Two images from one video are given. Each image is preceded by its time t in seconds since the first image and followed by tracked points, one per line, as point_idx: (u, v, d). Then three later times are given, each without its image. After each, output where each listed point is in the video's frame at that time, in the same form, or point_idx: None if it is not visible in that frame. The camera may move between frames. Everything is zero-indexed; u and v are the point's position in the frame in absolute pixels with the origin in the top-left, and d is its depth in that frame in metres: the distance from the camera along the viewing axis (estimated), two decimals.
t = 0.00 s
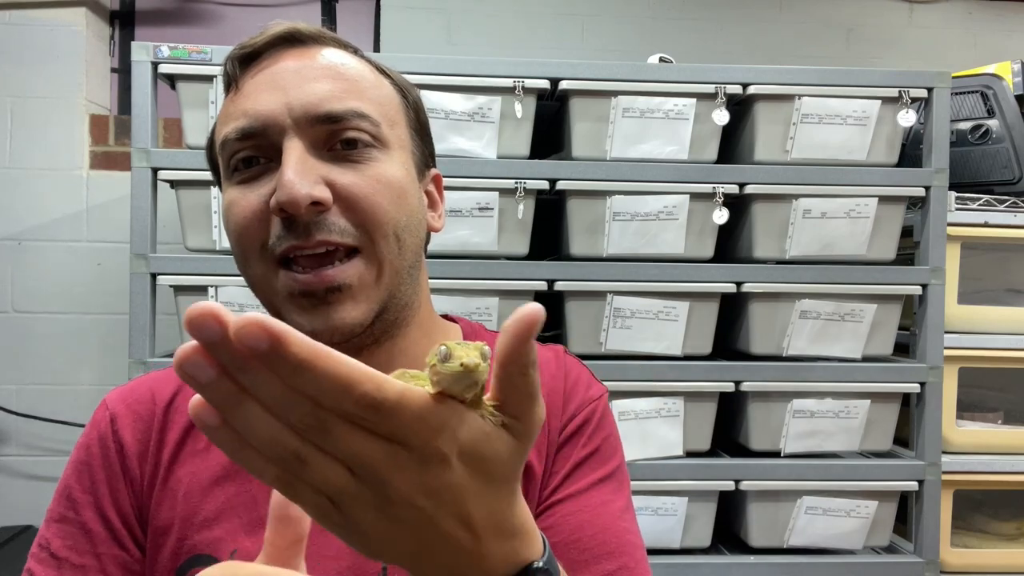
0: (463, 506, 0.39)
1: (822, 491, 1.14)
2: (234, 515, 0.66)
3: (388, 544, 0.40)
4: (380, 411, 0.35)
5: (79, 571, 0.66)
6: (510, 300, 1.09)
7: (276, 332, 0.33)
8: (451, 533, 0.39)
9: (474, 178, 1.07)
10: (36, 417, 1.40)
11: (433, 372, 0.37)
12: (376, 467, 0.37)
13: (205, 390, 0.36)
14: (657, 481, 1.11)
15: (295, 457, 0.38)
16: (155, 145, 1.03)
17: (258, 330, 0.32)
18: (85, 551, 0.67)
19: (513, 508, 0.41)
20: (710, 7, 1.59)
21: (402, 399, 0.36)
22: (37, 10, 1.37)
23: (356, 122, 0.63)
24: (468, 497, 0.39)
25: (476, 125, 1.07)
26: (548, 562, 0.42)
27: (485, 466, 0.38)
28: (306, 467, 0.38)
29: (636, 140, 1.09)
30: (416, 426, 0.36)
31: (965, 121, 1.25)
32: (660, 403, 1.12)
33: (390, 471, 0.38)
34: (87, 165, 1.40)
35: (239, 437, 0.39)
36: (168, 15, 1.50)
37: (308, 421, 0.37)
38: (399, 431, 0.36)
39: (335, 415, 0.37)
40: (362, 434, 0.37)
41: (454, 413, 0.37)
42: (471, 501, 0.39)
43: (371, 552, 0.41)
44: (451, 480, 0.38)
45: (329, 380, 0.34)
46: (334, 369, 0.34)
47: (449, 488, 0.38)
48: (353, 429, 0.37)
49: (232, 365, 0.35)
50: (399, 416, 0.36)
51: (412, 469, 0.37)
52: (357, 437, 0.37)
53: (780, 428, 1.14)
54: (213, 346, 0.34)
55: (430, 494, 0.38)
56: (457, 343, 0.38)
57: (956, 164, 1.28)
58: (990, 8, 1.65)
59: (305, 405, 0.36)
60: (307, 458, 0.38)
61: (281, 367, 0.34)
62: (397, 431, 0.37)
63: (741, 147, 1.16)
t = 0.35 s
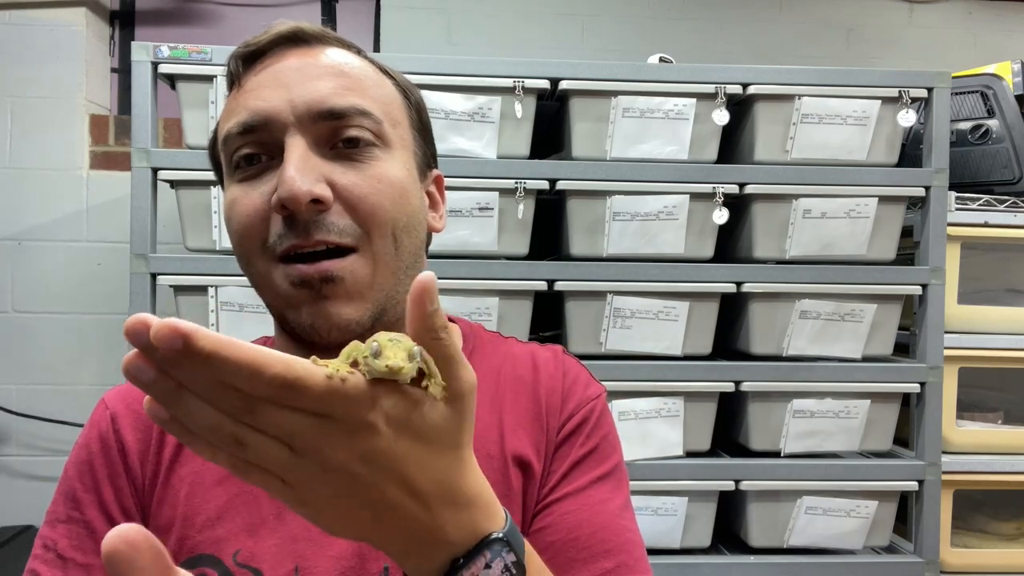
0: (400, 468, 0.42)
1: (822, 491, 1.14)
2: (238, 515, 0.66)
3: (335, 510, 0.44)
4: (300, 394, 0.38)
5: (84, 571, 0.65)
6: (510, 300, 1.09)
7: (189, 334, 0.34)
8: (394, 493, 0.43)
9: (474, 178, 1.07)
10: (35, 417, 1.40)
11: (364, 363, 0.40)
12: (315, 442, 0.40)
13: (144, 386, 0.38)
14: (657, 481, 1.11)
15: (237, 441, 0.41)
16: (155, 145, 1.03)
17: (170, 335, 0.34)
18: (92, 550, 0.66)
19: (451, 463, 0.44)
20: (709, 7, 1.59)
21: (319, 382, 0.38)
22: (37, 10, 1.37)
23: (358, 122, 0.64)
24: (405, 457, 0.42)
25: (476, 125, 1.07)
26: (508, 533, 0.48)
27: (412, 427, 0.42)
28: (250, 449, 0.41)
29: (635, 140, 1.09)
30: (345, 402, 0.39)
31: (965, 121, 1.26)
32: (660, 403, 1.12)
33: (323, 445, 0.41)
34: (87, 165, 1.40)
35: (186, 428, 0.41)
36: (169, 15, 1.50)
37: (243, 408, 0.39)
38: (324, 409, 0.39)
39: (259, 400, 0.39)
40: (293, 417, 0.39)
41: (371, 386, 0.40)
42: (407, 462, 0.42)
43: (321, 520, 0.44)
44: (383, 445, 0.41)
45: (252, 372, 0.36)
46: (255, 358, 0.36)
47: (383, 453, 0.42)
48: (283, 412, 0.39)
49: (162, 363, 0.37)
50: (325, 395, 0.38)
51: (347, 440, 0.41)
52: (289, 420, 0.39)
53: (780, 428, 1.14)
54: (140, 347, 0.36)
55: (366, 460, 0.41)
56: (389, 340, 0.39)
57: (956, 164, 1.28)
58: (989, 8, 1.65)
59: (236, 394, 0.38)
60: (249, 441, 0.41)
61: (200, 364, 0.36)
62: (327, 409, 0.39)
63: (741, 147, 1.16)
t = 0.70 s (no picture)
0: (351, 479, 0.45)
1: (822, 491, 1.14)
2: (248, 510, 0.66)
3: (299, 522, 0.47)
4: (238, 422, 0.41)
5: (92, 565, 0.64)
6: (510, 300, 1.09)
7: (125, 377, 0.38)
8: (350, 502, 0.47)
9: (474, 178, 1.07)
10: (35, 417, 1.40)
11: (302, 383, 0.43)
12: (265, 461, 0.44)
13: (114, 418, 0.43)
14: (657, 481, 1.11)
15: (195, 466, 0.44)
16: (155, 145, 1.03)
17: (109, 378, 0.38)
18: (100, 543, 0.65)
19: (404, 469, 0.47)
20: (709, 7, 1.59)
21: (252, 408, 0.41)
22: (37, 10, 1.37)
23: (361, 122, 0.64)
24: (354, 469, 0.45)
25: (476, 125, 1.07)
26: (475, 539, 0.51)
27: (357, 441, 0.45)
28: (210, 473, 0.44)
29: (636, 140, 1.09)
30: (284, 425, 0.42)
31: (965, 121, 1.25)
32: (660, 403, 1.12)
33: (272, 462, 0.44)
34: (87, 165, 1.40)
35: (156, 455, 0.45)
36: (169, 15, 1.50)
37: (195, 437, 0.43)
38: (266, 432, 0.42)
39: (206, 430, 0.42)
40: (238, 443, 0.43)
41: (308, 404, 0.43)
42: (358, 473, 0.45)
43: (289, 531, 0.48)
44: (330, 460, 0.44)
45: (190, 409, 0.39)
46: (189, 397, 0.39)
47: (332, 468, 0.45)
48: (229, 439, 0.42)
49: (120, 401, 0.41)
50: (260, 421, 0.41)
51: (294, 459, 0.44)
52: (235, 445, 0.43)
53: (780, 428, 1.14)
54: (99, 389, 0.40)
55: (315, 474, 0.44)
56: (325, 363, 0.42)
57: (956, 164, 1.28)
58: (989, 8, 1.65)
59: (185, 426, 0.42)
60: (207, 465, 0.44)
61: (144, 403, 0.39)
62: (269, 433, 0.42)
63: (741, 147, 1.16)
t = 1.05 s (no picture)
0: (354, 498, 0.46)
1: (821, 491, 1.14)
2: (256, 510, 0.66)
3: (304, 545, 0.47)
4: (239, 445, 0.41)
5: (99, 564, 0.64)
6: (510, 300, 1.09)
7: (128, 407, 0.38)
8: (353, 519, 0.47)
9: (474, 178, 1.07)
10: (35, 417, 1.39)
11: (302, 406, 0.44)
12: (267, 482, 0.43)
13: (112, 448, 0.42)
14: (657, 481, 1.11)
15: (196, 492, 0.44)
16: (155, 145, 1.02)
17: (111, 410, 0.37)
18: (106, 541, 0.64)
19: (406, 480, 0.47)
20: (709, 7, 1.59)
21: (252, 432, 0.41)
22: (37, 10, 1.37)
23: (366, 128, 0.64)
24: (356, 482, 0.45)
25: (476, 125, 1.07)
26: (480, 553, 0.51)
27: (358, 458, 0.45)
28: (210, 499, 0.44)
29: (635, 140, 1.09)
30: (286, 445, 0.42)
31: (965, 121, 1.26)
32: (660, 403, 1.12)
33: (275, 485, 0.44)
34: (87, 165, 1.39)
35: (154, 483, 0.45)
36: (169, 15, 1.50)
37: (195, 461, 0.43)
38: (268, 454, 0.42)
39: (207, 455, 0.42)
40: (240, 466, 0.42)
41: (308, 425, 0.44)
42: (360, 491, 0.46)
43: (294, 555, 0.47)
44: (332, 478, 0.45)
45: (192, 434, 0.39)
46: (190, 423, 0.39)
47: (333, 487, 0.45)
48: (230, 462, 0.42)
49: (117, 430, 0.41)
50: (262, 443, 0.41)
51: (296, 479, 0.44)
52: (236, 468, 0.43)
53: (780, 428, 1.14)
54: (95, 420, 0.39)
55: (319, 495, 0.45)
56: (327, 388, 0.43)
57: (956, 164, 1.28)
58: (989, 8, 1.65)
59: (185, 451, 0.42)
60: (207, 492, 0.44)
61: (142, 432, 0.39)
62: (271, 454, 0.42)
63: (741, 147, 1.16)
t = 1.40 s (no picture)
0: (353, 505, 0.46)
1: (821, 491, 1.14)
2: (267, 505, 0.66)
3: (302, 556, 0.46)
4: (236, 452, 0.41)
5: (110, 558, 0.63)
6: (510, 300, 1.09)
7: (129, 419, 0.38)
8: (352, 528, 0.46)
9: (474, 178, 1.06)
10: (36, 417, 1.39)
11: (297, 410, 0.44)
12: (266, 489, 0.44)
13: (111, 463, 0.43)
14: (657, 481, 1.11)
15: (194, 504, 0.44)
16: (155, 145, 1.02)
17: (112, 422, 0.37)
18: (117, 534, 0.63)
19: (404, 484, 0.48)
20: (709, 7, 1.59)
21: (249, 440, 0.42)
22: (37, 10, 1.37)
23: (385, 137, 0.64)
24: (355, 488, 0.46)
25: (476, 125, 1.07)
26: (479, 555, 0.51)
27: (356, 463, 0.46)
28: (208, 510, 0.44)
29: (635, 140, 1.09)
30: (284, 451, 0.43)
31: (965, 121, 1.25)
32: (660, 403, 1.12)
33: (274, 493, 0.44)
34: (87, 165, 1.40)
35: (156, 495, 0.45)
36: (169, 15, 1.50)
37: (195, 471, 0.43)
38: (266, 462, 0.43)
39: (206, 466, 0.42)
40: (238, 474, 0.43)
41: (305, 431, 0.44)
42: (358, 495, 0.46)
43: (293, 566, 0.47)
44: (329, 484, 0.45)
45: (191, 442, 0.40)
46: (189, 434, 0.40)
47: (332, 494, 0.45)
48: (229, 470, 0.43)
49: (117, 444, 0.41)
50: (259, 449, 0.42)
51: (294, 484, 0.44)
52: (235, 475, 0.43)
53: (780, 428, 1.14)
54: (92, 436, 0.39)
55: (317, 501, 0.45)
56: (321, 389, 0.43)
57: (956, 164, 1.28)
58: (989, 8, 1.65)
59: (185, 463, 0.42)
60: (205, 503, 0.44)
61: (139, 444, 0.39)
62: (269, 460, 0.43)
63: (741, 147, 1.16)
